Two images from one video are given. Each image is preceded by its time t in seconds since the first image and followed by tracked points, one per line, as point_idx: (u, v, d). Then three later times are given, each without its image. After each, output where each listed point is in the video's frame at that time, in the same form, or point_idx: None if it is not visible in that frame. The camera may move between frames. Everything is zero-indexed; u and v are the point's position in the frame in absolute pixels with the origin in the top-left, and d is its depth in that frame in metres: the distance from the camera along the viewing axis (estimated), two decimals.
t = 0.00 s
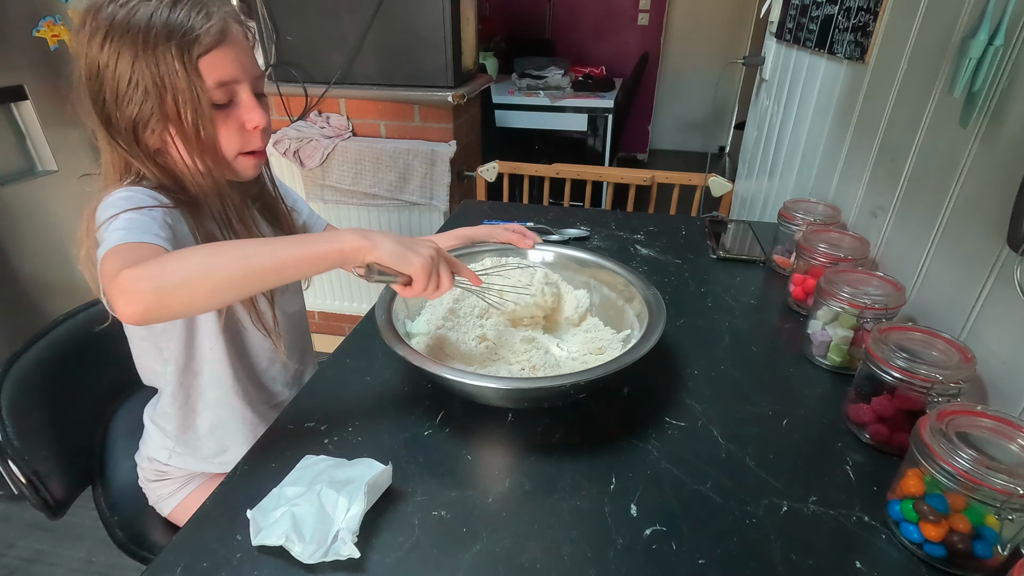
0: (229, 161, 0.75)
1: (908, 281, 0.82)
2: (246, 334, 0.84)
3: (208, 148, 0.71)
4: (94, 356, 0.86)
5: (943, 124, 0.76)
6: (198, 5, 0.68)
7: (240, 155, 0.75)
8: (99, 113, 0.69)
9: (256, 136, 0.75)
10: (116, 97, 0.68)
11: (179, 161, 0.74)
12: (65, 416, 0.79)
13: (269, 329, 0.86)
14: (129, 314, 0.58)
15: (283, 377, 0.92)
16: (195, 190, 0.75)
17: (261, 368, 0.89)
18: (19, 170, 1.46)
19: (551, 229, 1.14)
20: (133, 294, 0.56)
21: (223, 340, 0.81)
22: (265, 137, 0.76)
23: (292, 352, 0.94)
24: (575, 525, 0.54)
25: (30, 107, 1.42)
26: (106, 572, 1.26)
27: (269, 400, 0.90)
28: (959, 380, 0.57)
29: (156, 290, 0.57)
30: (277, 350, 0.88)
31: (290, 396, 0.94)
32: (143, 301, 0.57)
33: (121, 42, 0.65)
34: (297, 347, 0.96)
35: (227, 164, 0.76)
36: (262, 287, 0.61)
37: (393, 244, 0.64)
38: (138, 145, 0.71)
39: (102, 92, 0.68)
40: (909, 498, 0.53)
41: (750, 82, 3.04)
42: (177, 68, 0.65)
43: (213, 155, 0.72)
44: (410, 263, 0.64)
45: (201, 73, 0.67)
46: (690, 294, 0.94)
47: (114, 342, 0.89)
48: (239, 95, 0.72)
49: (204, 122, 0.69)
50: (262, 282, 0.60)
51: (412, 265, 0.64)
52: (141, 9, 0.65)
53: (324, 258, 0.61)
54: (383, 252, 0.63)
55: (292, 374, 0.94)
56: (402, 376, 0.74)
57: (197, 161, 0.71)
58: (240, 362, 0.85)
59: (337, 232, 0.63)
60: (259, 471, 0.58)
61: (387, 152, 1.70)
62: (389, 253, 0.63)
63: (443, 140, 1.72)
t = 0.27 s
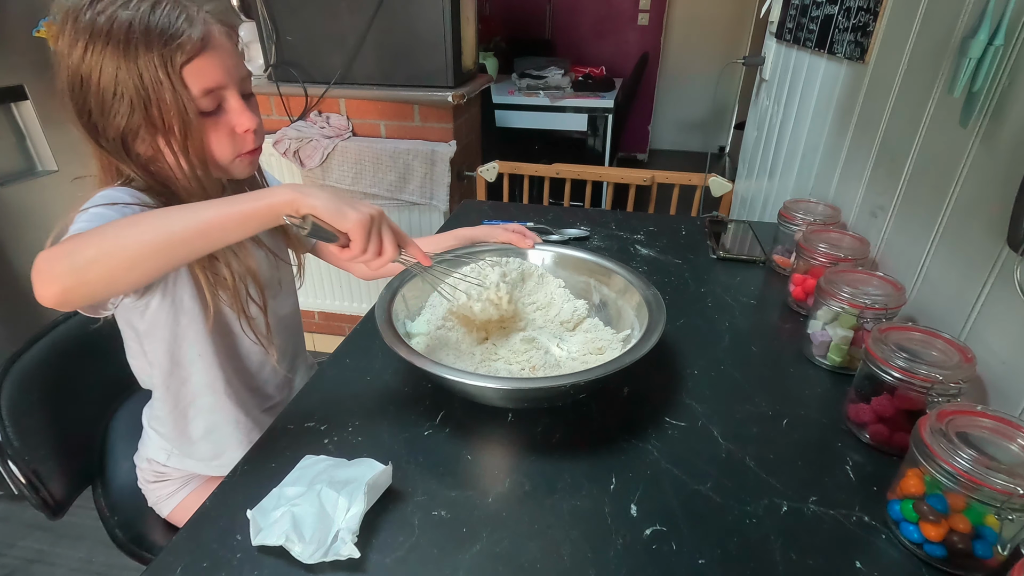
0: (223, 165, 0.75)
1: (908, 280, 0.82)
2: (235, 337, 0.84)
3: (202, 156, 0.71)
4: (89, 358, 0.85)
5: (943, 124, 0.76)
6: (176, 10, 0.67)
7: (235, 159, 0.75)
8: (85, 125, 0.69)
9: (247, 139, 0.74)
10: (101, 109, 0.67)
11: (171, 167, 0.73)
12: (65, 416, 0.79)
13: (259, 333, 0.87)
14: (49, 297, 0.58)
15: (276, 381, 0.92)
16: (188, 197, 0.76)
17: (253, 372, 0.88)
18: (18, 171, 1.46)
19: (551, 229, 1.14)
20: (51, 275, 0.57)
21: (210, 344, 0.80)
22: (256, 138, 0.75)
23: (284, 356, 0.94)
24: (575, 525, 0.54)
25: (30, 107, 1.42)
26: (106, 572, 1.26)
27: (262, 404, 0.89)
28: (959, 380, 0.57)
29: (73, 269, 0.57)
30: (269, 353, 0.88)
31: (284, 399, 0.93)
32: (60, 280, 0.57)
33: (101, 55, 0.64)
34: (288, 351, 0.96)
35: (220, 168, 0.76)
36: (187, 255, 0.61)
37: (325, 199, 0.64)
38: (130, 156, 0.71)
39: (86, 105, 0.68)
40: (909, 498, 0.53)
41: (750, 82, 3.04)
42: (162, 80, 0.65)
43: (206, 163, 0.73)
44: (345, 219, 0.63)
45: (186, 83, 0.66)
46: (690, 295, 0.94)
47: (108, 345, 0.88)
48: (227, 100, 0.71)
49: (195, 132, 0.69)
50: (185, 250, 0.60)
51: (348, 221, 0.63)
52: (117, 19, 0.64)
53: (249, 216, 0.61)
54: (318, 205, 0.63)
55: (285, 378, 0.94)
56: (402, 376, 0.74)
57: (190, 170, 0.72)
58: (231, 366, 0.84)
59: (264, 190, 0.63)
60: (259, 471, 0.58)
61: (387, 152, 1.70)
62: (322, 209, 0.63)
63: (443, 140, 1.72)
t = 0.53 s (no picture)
0: (216, 168, 0.75)
1: (908, 280, 0.82)
2: (226, 340, 0.84)
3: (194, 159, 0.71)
4: (89, 358, 0.85)
5: (943, 124, 0.76)
6: (166, 15, 0.67)
7: (228, 161, 0.75)
8: (75, 128, 0.69)
9: (240, 142, 0.74)
10: (92, 112, 0.67)
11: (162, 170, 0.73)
12: (65, 416, 0.79)
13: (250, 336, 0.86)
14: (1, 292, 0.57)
15: (267, 383, 0.92)
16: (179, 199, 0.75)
17: (244, 375, 0.88)
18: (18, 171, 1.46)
19: (551, 229, 1.14)
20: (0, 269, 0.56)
21: (199, 346, 0.79)
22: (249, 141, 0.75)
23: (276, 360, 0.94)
24: (575, 525, 0.54)
25: (30, 106, 1.42)
26: (106, 572, 1.26)
27: (253, 406, 0.89)
28: (959, 380, 0.57)
29: (26, 260, 0.56)
30: (260, 356, 0.88)
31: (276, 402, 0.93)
32: (13, 274, 0.56)
33: (90, 59, 0.64)
34: (281, 354, 0.96)
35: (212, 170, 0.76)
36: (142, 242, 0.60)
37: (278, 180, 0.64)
38: (121, 159, 0.71)
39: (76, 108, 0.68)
40: (909, 498, 0.53)
41: (750, 82, 3.04)
42: (152, 83, 0.65)
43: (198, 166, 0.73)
44: (302, 202, 0.63)
45: (176, 87, 0.66)
46: (690, 295, 0.94)
47: (106, 344, 0.88)
48: (218, 103, 0.70)
49: (186, 135, 0.69)
50: (139, 238, 0.60)
51: (307, 205, 0.63)
52: (106, 23, 0.64)
53: (204, 200, 0.61)
54: (274, 188, 0.63)
55: (276, 381, 0.94)
56: (402, 376, 0.74)
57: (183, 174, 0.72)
58: (222, 369, 0.84)
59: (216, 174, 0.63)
60: (259, 471, 0.58)
61: (387, 152, 1.70)
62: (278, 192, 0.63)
63: (443, 140, 1.72)
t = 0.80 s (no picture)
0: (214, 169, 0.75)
1: (908, 280, 0.82)
2: (225, 339, 0.84)
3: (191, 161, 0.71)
4: (89, 358, 0.85)
5: (943, 124, 0.76)
6: (162, 16, 0.67)
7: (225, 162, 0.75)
8: (72, 129, 0.69)
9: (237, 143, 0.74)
10: (88, 113, 0.67)
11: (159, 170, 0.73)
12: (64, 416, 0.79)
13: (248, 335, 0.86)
14: None
15: (267, 383, 0.92)
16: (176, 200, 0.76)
17: (243, 374, 0.88)
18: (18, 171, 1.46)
19: (551, 229, 1.14)
20: None
21: (197, 345, 0.79)
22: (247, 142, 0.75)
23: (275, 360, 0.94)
24: (575, 525, 0.54)
25: (30, 106, 1.42)
26: (106, 572, 1.26)
27: (252, 406, 0.89)
28: (959, 380, 0.57)
29: (19, 247, 0.56)
30: (259, 356, 0.88)
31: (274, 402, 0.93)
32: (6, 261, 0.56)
33: (86, 60, 0.64)
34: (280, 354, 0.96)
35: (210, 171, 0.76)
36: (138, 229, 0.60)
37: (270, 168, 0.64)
38: (118, 160, 0.71)
39: (73, 109, 0.67)
40: (909, 498, 0.53)
41: (750, 82, 3.04)
42: (148, 85, 0.65)
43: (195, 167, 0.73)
44: (292, 190, 0.64)
45: (172, 88, 0.66)
46: (690, 295, 0.94)
47: (106, 343, 0.88)
48: (215, 105, 0.70)
49: (182, 137, 0.69)
50: (134, 224, 0.60)
51: (296, 194, 0.64)
52: (102, 24, 0.64)
53: (194, 186, 0.60)
54: (265, 176, 0.63)
55: (275, 381, 0.94)
56: (402, 376, 0.74)
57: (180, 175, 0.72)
58: (221, 368, 0.84)
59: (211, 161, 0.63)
60: (259, 472, 0.58)
61: (387, 152, 1.70)
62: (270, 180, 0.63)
63: (443, 140, 1.72)
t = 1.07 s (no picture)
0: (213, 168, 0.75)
1: (908, 280, 0.82)
2: (222, 338, 0.84)
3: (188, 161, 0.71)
4: (89, 357, 0.85)
5: (943, 124, 0.76)
6: (161, 16, 0.67)
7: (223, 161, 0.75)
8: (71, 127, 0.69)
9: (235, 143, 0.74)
10: (86, 112, 0.67)
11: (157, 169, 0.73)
12: (65, 417, 0.79)
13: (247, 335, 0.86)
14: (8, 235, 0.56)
15: (263, 384, 0.92)
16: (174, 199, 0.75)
17: (239, 374, 0.88)
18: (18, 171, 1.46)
19: (551, 229, 1.14)
20: (9, 212, 0.55)
21: (195, 343, 0.79)
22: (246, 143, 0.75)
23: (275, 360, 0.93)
24: (575, 525, 0.54)
25: (30, 106, 1.42)
26: (106, 572, 1.26)
27: (248, 406, 0.89)
28: (959, 380, 0.57)
29: (39, 204, 0.55)
30: (257, 356, 0.88)
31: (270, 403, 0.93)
32: (21, 217, 0.55)
33: (84, 59, 0.64)
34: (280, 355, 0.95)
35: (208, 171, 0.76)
36: (158, 203, 0.60)
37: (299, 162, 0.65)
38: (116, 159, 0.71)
39: (71, 107, 0.68)
40: (909, 498, 0.53)
41: (750, 82, 3.04)
42: (146, 84, 0.65)
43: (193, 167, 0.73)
44: (316, 181, 0.64)
45: (170, 88, 0.66)
46: (690, 295, 0.94)
47: (106, 342, 0.88)
48: (214, 104, 0.70)
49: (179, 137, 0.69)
50: (157, 200, 0.59)
51: (319, 188, 0.64)
52: (100, 23, 0.64)
53: (222, 166, 0.61)
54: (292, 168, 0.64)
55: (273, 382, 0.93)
56: (402, 375, 0.74)
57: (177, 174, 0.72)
58: (217, 367, 0.84)
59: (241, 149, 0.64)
60: (259, 472, 0.58)
61: (387, 152, 1.70)
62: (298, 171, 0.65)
63: (443, 140, 1.72)
